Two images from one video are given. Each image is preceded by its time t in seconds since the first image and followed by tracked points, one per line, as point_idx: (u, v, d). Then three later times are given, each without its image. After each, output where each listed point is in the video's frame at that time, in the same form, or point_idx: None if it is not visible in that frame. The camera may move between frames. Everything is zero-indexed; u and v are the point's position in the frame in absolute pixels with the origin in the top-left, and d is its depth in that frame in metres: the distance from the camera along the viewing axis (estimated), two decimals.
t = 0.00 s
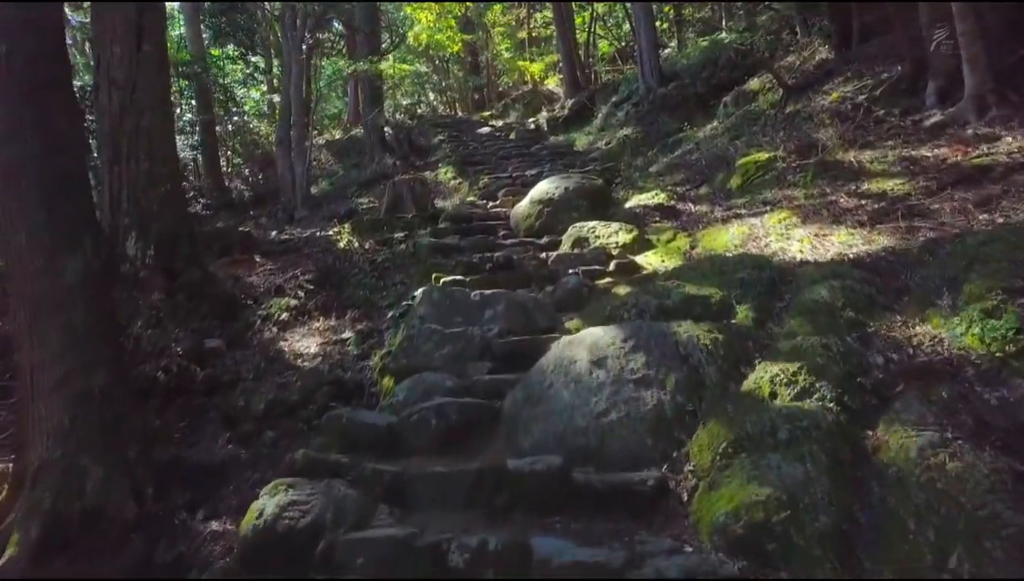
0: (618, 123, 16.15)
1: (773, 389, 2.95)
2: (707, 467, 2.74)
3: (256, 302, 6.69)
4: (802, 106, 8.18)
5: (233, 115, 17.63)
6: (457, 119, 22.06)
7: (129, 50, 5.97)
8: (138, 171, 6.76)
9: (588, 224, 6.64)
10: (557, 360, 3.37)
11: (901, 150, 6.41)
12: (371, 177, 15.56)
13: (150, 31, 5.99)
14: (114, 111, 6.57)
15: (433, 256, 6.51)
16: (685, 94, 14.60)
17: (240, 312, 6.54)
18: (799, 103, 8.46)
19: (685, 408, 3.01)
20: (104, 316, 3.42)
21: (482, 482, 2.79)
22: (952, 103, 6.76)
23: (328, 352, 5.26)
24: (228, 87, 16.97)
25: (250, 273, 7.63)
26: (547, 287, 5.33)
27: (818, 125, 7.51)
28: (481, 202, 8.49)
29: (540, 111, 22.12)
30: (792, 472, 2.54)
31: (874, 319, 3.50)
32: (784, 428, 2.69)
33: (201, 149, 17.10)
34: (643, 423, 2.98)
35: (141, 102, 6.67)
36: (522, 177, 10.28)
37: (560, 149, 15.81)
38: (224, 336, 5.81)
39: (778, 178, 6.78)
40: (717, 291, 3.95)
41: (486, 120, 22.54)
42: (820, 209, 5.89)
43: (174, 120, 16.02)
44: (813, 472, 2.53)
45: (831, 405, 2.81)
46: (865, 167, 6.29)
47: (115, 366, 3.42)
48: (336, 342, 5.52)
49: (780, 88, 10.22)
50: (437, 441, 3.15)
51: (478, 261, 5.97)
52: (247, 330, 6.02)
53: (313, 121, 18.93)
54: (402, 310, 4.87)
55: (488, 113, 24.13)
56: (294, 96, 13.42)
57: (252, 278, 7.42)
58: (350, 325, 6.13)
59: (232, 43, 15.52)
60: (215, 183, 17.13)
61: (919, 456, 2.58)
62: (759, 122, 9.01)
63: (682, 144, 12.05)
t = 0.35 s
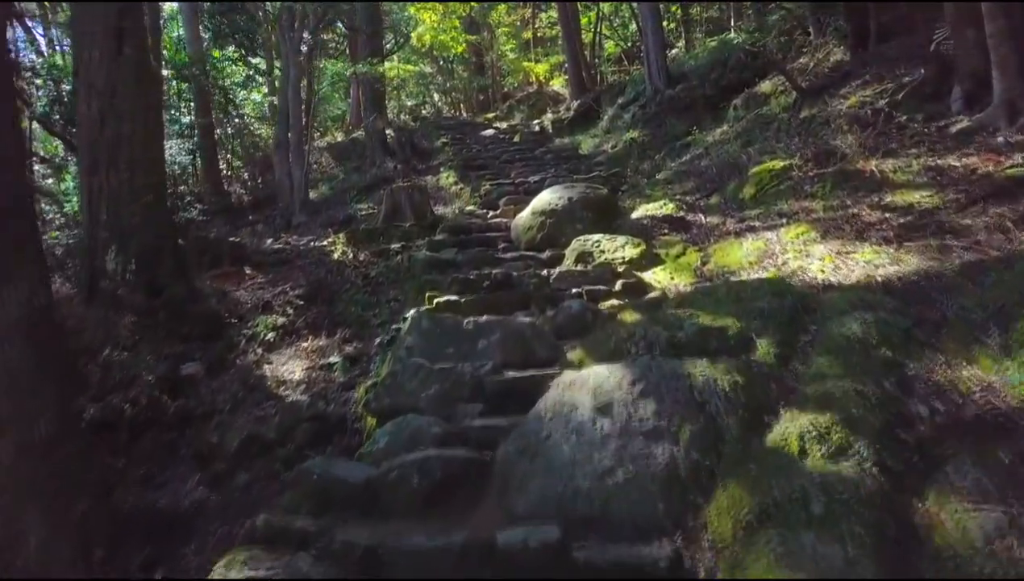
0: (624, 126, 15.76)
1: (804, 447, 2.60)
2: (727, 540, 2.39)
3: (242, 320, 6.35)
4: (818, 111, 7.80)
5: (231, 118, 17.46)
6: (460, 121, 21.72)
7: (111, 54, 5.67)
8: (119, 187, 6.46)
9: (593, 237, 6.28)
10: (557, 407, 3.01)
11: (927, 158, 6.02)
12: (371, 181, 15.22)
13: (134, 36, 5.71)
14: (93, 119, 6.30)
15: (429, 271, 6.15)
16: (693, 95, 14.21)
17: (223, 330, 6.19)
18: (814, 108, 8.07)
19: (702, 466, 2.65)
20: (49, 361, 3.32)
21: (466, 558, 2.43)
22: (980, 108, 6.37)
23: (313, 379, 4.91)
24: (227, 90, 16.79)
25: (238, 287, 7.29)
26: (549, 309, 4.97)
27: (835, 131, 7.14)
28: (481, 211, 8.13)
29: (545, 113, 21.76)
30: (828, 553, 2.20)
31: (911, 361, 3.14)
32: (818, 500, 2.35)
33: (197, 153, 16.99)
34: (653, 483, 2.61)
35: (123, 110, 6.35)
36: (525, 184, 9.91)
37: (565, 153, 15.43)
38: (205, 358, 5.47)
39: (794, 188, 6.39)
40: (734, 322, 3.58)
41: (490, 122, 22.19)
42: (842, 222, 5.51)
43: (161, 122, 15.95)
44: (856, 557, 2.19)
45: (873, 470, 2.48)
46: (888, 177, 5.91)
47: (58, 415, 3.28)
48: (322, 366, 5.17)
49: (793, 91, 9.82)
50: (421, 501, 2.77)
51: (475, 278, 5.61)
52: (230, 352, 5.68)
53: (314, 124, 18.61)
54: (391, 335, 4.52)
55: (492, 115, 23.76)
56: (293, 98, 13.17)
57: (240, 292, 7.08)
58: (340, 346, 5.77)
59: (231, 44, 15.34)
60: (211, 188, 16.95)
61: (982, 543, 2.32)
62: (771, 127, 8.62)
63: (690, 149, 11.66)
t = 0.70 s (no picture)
0: (629, 129, 15.38)
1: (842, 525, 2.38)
2: None
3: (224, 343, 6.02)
4: (834, 116, 7.42)
5: (229, 122, 17.46)
6: (463, 123, 21.36)
7: (89, 58, 5.34)
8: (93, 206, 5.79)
9: (596, 251, 5.90)
10: (554, 464, 2.62)
11: (955, 169, 5.64)
12: (371, 186, 14.87)
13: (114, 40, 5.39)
14: (68, 127, 5.71)
15: (422, 288, 5.78)
16: (700, 98, 13.80)
17: (202, 355, 5.88)
18: (830, 113, 7.66)
19: (723, 544, 2.32)
20: None
21: None
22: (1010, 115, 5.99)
23: (294, 411, 4.56)
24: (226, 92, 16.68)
25: (223, 303, 6.95)
26: (548, 333, 4.59)
27: (854, 138, 6.76)
28: (480, 222, 7.76)
29: (549, 114, 21.39)
30: None
31: (961, 415, 2.81)
32: None
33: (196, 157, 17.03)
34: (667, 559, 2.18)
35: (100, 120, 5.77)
36: (527, 191, 9.53)
37: (569, 157, 15.05)
38: (181, 384, 5.13)
39: (811, 200, 6.00)
40: (755, 358, 3.18)
41: (493, 124, 21.83)
42: (864, 237, 5.13)
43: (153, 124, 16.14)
44: None
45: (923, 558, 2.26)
46: (913, 189, 5.53)
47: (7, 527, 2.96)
48: (304, 395, 4.81)
49: (806, 95, 9.41)
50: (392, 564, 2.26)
51: (470, 298, 5.23)
52: (209, 378, 5.32)
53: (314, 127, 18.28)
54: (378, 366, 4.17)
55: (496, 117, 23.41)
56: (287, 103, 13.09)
57: (224, 309, 6.74)
58: (326, 371, 5.42)
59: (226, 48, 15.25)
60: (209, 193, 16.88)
61: None
62: (785, 133, 8.23)
63: (698, 154, 11.27)
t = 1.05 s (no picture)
0: (638, 132, 14.97)
1: None
2: None
3: (206, 367, 5.64)
4: (856, 121, 7.01)
5: (230, 126, 17.05)
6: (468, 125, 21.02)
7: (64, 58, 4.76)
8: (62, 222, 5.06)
9: (604, 268, 5.49)
10: (555, 543, 2.24)
11: (993, 180, 5.24)
12: (373, 190, 14.50)
13: (91, 40, 4.92)
14: (41, 136, 5.00)
15: (418, 307, 5.39)
16: (711, 100, 13.39)
17: (182, 380, 5.50)
18: (851, 118, 7.25)
19: None
20: None
21: None
22: None
23: (275, 448, 4.18)
24: (226, 94, 16.38)
25: (209, 321, 6.58)
26: (552, 364, 4.20)
27: (879, 145, 6.35)
28: (482, 233, 7.38)
29: (555, 116, 21.02)
30: None
31: None
32: None
33: (196, 162, 16.54)
34: None
35: (77, 128, 5.09)
36: (532, 199, 9.15)
37: (576, 161, 14.66)
38: (157, 416, 4.76)
39: (835, 213, 5.60)
40: (784, 410, 2.77)
41: (499, 125, 21.47)
42: (895, 256, 4.73)
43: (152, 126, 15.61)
44: None
45: None
46: (947, 203, 5.12)
47: None
48: (286, 428, 4.43)
49: (824, 99, 8.99)
50: None
51: (468, 321, 4.85)
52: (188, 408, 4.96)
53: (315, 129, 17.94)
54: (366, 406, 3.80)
55: (501, 118, 23.05)
56: (290, 104, 12.73)
57: (210, 328, 6.37)
58: (313, 400, 5.04)
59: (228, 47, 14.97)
60: (211, 199, 16.47)
61: None
62: (803, 138, 7.82)
63: (710, 159, 10.86)
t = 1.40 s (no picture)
0: (647, 134, 14.55)
1: None
2: None
3: (187, 392, 5.28)
4: (880, 125, 6.61)
5: (229, 126, 16.65)
6: (473, 126, 20.65)
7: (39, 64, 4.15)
8: (33, 239, 4.38)
9: (612, 285, 5.10)
10: None
11: None
12: (375, 194, 14.12)
13: (64, 40, 4.25)
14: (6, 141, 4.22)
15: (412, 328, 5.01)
16: (722, 101, 12.95)
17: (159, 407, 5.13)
18: (874, 122, 6.84)
19: None
20: None
21: None
22: None
23: (252, 490, 3.83)
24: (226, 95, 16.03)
25: (194, 340, 6.22)
26: (555, 397, 3.82)
27: (906, 152, 5.95)
28: (483, 244, 7.01)
29: (561, 117, 20.63)
30: None
31: None
32: None
33: (194, 165, 16.22)
34: None
35: (49, 133, 4.37)
36: (537, 207, 8.76)
37: (582, 164, 14.26)
38: (129, 450, 4.40)
39: (861, 226, 5.20)
40: (824, 471, 2.41)
41: (504, 126, 21.09)
42: (930, 276, 4.34)
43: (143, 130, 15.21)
44: None
45: None
46: (985, 218, 4.73)
47: None
48: (265, 466, 4.07)
49: (844, 101, 8.56)
50: None
51: (465, 344, 4.47)
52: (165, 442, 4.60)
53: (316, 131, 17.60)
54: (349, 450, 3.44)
55: (506, 119, 22.66)
56: (287, 104, 12.35)
57: (194, 347, 6.00)
58: (298, 430, 4.66)
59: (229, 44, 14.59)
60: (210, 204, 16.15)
61: None
62: (822, 143, 7.40)
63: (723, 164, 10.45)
